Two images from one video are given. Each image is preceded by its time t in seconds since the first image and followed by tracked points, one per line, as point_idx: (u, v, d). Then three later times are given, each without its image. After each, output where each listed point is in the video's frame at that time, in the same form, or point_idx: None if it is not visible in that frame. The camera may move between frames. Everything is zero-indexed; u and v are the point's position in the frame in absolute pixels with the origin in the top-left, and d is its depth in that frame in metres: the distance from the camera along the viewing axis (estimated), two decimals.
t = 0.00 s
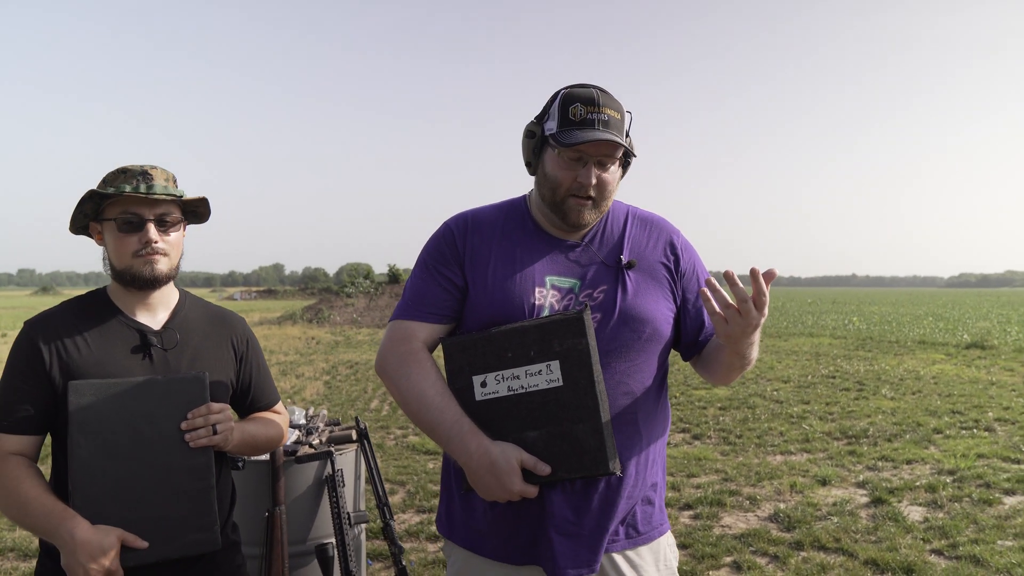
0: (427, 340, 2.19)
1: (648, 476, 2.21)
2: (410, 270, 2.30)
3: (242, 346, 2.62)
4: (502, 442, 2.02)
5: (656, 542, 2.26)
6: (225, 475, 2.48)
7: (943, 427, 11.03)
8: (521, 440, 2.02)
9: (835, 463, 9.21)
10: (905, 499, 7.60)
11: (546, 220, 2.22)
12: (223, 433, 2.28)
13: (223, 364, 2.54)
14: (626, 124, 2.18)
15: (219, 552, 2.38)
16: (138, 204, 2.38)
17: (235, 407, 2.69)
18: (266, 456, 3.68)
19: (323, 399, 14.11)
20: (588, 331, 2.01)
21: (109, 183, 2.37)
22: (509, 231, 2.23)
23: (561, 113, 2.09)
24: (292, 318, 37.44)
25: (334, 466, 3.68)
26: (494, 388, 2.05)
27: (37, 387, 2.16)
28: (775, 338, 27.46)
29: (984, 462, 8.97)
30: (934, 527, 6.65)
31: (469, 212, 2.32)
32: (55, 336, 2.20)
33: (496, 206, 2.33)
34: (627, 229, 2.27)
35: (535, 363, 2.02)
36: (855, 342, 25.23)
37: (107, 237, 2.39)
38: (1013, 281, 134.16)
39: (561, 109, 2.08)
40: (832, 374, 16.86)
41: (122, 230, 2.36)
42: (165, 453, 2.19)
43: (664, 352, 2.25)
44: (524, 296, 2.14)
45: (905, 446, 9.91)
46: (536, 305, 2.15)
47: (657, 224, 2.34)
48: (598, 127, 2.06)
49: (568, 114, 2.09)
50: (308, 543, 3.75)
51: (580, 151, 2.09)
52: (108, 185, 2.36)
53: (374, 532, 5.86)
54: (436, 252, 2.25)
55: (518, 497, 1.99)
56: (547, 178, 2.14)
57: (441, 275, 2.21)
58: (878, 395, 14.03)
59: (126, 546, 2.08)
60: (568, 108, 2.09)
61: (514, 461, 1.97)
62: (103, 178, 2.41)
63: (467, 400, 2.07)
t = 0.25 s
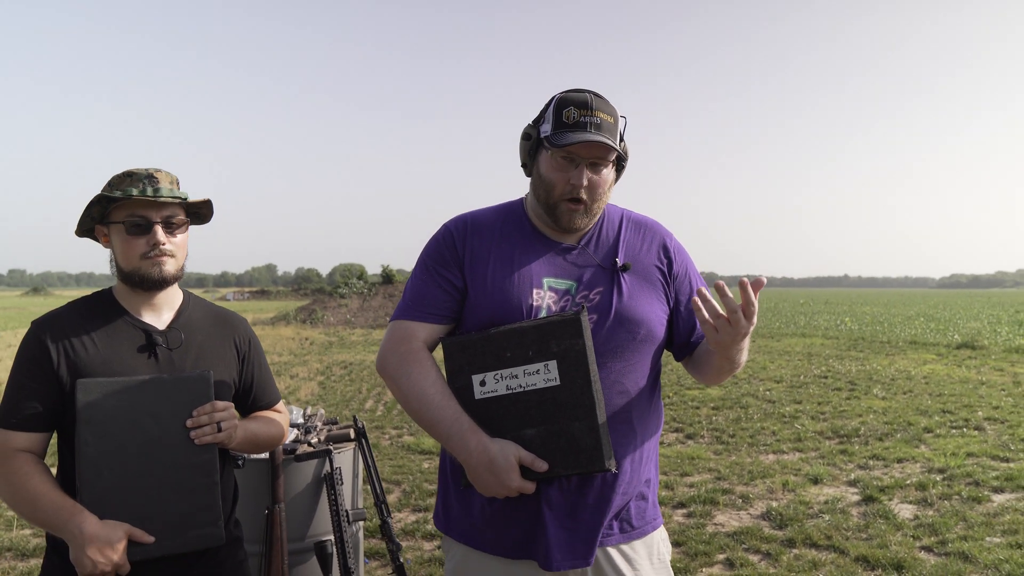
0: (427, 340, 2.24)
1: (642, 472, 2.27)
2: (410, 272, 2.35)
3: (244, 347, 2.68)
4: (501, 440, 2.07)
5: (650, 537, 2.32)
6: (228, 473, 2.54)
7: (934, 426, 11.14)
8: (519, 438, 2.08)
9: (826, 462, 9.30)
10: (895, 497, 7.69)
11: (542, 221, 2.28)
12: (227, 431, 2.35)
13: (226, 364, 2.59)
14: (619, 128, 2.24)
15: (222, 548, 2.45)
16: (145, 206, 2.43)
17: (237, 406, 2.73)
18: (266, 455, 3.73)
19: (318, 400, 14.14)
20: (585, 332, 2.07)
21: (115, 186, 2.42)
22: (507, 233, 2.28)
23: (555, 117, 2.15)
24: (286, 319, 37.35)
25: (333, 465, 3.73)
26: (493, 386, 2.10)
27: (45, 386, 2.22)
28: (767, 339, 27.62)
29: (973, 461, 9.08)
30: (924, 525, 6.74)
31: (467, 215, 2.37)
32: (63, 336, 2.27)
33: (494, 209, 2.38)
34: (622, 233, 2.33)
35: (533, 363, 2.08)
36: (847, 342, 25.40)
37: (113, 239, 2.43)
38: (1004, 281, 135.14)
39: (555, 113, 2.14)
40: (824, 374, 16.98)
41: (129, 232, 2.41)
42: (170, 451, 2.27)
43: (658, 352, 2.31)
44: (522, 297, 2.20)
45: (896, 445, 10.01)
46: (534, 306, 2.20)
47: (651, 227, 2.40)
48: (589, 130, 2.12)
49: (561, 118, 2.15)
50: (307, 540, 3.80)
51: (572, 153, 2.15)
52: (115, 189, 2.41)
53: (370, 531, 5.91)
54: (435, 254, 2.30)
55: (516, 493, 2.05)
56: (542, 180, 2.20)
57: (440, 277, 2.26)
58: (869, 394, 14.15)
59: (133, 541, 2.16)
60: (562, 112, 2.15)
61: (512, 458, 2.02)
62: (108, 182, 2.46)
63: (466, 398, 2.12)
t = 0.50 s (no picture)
0: (423, 336, 2.28)
1: (634, 466, 2.31)
2: (406, 270, 2.39)
3: (242, 344, 2.72)
4: (495, 433, 2.11)
5: (642, 530, 2.36)
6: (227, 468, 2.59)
7: (928, 424, 11.22)
8: (513, 432, 2.12)
9: (821, 460, 9.36)
10: (890, 494, 7.75)
11: (536, 219, 2.32)
12: (227, 425, 2.39)
13: (225, 360, 2.63)
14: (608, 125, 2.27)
15: (221, 542, 2.50)
16: (147, 205, 2.47)
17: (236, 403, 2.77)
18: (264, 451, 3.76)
19: (315, 399, 14.17)
20: (577, 328, 2.10)
21: (116, 186, 2.45)
22: (502, 231, 2.32)
23: (544, 116, 2.19)
24: (283, 319, 37.33)
25: (331, 461, 3.78)
26: (487, 381, 2.14)
27: (47, 382, 2.26)
28: (764, 337, 27.72)
29: (967, 458, 9.15)
30: (918, 521, 6.80)
31: (463, 214, 2.41)
32: (64, 333, 2.31)
33: (489, 208, 2.42)
34: (614, 231, 2.37)
35: (526, 358, 2.12)
36: (843, 341, 25.48)
37: (115, 238, 2.47)
38: (999, 280, 135.60)
39: (544, 112, 2.18)
40: (820, 373, 17.06)
41: (130, 231, 2.45)
42: (171, 445, 2.32)
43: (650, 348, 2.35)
44: (516, 294, 2.24)
45: (891, 442, 10.08)
46: (527, 303, 2.24)
47: (643, 226, 2.44)
48: (578, 128, 2.15)
49: (550, 117, 2.19)
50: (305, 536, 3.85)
51: (562, 151, 2.19)
52: (116, 188, 2.44)
53: (367, 528, 5.95)
54: (431, 252, 2.33)
55: (510, 486, 2.09)
56: (533, 179, 2.24)
57: (436, 274, 2.30)
58: (865, 393, 14.22)
59: (135, 534, 2.22)
60: (551, 110, 2.19)
61: (505, 452, 2.06)
62: (108, 182, 2.49)
63: (461, 393, 2.16)
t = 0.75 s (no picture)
0: (414, 335, 2.31)
1: (623, 464, 2.33)
2: (398, 269, 2.41)
3: (236, 341, 2.75)
4: (484, 431, 2.14)
5: (631, 528, 2.38)
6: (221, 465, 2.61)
7: (922, 424, 11.26)
8: (502, 429, 2.14)
9: (816, 459, 9.40)
10: (883, 493, 7.79)
11: (522, 216, 2.35)
12: (220, 422, 2.42)
13: (218, 357, 2.66)
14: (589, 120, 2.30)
15: (215, 538, 2.52)
16: (151, 203, 2.53)
17: (230, 400, 2.80)
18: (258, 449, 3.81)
19: (312, 399, 14.18)
20: (565, 327, 2.13)
21: (119, 184, 2.49)
22: (492, 231, 2.35)
23: (523, 115, 2.23)
24: (279, 318, 37.30)
25: (324, 459, 3.82)
26: (477, 379, 2.17)
27: (41, 379, 2.29)
28: (760, 338, 27.77)
29: (960, 457, 9.19)
30: (910, 520, 6.84)
31: (454, 214, 2.43)
32: (57, 330, 2.33)
33: (480, 208, 2.44)
34: (604, 230, 2.40)
35: (515, 356, 2.15)
36: (839, 341, 25.56)
37: (118, 236, 2.49)
38: (995, 281, 135.97)
39: (522, 111, 2.22)
40: (816, 373, 17.11)
41: (136, 228, 2.49)
42: (164, 441, 2.34)
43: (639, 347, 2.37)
44: (506, 293, 2.26)
45: (885, 442, 10.12)
46: (516, 301, 2.27)
47: (633, 225, 2.47)
48: (554, 125, 2.18)
49: (530, 115, 2.23)
50: (299, 533, 3.91)
51: (542, 148, 2.22)
52: (121, 187, 2.47)
53: (362, 527, 5.96)
54: (423, 252, 2.36)
55: (499, 483, 2.11)
56: (516, 176, 2.28)
57: (427, 273, 2.33)
58: (860, 393, 14.27)
59: (129, 529, 2.24)
60: (529, 109, 2.23)
61: (494, 449, 2.08)
62: (106, 181, 2.50)
63: (451, 391, 2.19)
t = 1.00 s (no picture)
0: (410, 336, 2.31)
1: (620, 464, 2.33)
2: (394, 271, 2.41)
3: (233, 340, 2.76)
4: (478, 432, 2.14)
5: (629, 528, 2.38)
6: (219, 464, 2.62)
7: (923, 423, 11.25)
8: (497, 430, 2.15)
9: (816, 458, 9.40)
10: (884, 492, 7.79)
11: (516, 217, 2.35)
12: (218, 422, 2.44)
13: (216, 357, 2.67)
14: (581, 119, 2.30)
15: (212, 537, 2.52)
16: (153, 202, 2.54)
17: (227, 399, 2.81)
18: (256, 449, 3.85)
19: (313, 397, 14.19)
20: (559, 327, 2.13)
21: (121, 184, 2.50)
22: (487, 232, 2.35)
23: (514, 115, 2.24)
24: (281, 318, 37.32)
25: (323, 459, 3.82)
26: (472, 380, 2.18)
27: (39, 379, 2.29)
28: (761, 336, 27.74)
29: (961, 457, 9.18)
30: (910, 519, 6.83)
31: (449, 215, 2.43)
32: (55, 330, 2.33)
33: (476, 209, 2.44)
34: (600, 230, 2.40)
35: (510, 358, 2.15)
36: (841, 339, 25.53)
37: (121, 235, 2.49)
38: (998, 279, 135.72)
39: (513, 111, 2.23)
40: (817, 371, 17.09)
41: (139, 227, 2.50)
42: (161, 441, 2.35)
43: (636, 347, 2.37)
44: (501, 293, 2.27)
45: (886, 441, 10.12)
46: (512, 302, 2.27)
47: (630, 224, 2.46)
48: (543, 124, 2.19)
49: (520, 116, 2.24)
50: (298, 532, 3.93)
51: (533, 148, 2.22)
52: (125, 186, 2.48)
53: (362, 526, 5.97)
54: (418, 253, 2.36)
55: (494, 484, 2.12)
56: (508, 177, 2.28)
57: (422, 275, 2.33)
58: (861, 391, 14.26)
59: (127, 528, 2.25)
60: (520, 109, 2.24)
61: (489, 450, 2.09)
62: (106, 181, 2.51)
63: (447, 392, 2.19)
